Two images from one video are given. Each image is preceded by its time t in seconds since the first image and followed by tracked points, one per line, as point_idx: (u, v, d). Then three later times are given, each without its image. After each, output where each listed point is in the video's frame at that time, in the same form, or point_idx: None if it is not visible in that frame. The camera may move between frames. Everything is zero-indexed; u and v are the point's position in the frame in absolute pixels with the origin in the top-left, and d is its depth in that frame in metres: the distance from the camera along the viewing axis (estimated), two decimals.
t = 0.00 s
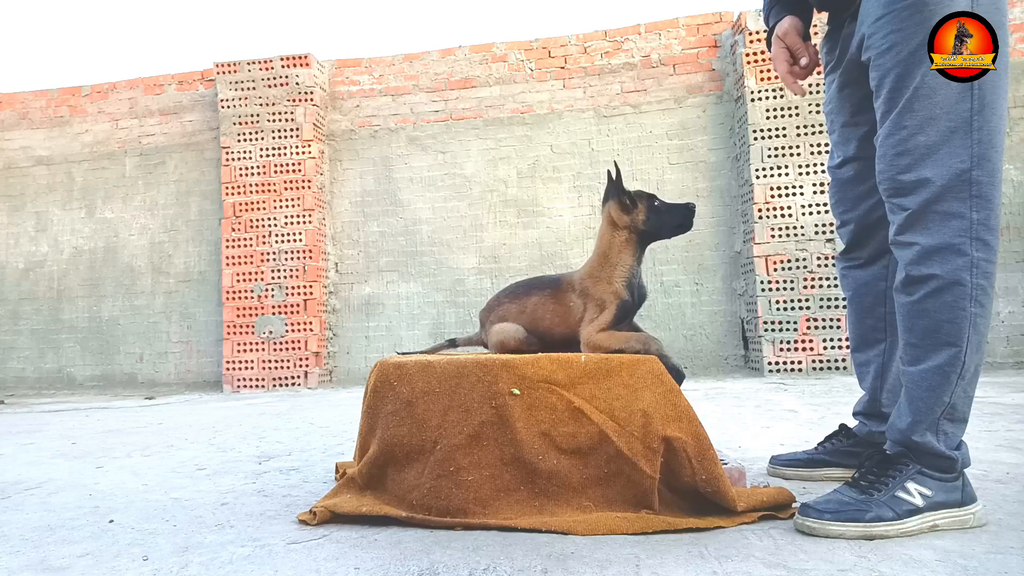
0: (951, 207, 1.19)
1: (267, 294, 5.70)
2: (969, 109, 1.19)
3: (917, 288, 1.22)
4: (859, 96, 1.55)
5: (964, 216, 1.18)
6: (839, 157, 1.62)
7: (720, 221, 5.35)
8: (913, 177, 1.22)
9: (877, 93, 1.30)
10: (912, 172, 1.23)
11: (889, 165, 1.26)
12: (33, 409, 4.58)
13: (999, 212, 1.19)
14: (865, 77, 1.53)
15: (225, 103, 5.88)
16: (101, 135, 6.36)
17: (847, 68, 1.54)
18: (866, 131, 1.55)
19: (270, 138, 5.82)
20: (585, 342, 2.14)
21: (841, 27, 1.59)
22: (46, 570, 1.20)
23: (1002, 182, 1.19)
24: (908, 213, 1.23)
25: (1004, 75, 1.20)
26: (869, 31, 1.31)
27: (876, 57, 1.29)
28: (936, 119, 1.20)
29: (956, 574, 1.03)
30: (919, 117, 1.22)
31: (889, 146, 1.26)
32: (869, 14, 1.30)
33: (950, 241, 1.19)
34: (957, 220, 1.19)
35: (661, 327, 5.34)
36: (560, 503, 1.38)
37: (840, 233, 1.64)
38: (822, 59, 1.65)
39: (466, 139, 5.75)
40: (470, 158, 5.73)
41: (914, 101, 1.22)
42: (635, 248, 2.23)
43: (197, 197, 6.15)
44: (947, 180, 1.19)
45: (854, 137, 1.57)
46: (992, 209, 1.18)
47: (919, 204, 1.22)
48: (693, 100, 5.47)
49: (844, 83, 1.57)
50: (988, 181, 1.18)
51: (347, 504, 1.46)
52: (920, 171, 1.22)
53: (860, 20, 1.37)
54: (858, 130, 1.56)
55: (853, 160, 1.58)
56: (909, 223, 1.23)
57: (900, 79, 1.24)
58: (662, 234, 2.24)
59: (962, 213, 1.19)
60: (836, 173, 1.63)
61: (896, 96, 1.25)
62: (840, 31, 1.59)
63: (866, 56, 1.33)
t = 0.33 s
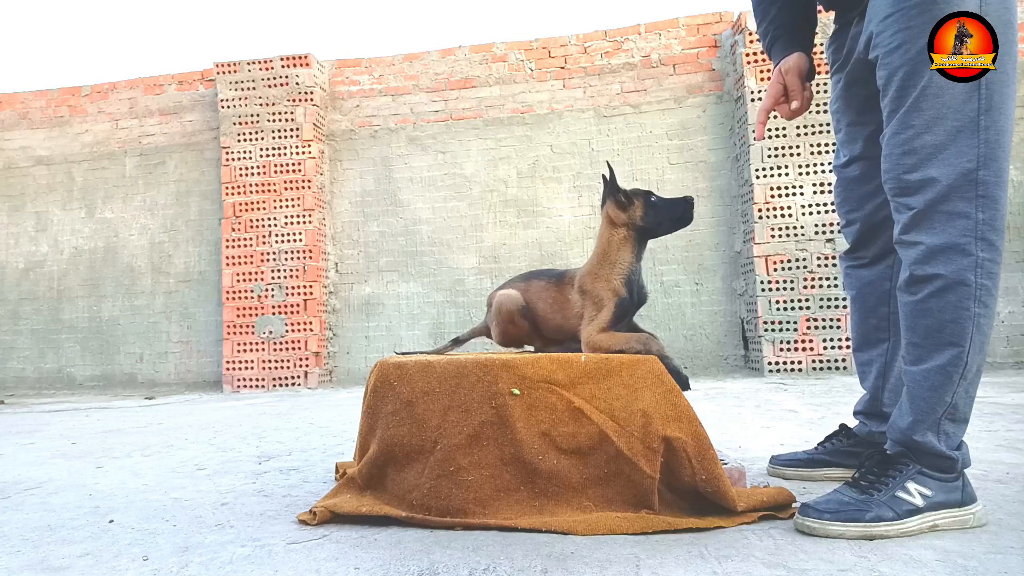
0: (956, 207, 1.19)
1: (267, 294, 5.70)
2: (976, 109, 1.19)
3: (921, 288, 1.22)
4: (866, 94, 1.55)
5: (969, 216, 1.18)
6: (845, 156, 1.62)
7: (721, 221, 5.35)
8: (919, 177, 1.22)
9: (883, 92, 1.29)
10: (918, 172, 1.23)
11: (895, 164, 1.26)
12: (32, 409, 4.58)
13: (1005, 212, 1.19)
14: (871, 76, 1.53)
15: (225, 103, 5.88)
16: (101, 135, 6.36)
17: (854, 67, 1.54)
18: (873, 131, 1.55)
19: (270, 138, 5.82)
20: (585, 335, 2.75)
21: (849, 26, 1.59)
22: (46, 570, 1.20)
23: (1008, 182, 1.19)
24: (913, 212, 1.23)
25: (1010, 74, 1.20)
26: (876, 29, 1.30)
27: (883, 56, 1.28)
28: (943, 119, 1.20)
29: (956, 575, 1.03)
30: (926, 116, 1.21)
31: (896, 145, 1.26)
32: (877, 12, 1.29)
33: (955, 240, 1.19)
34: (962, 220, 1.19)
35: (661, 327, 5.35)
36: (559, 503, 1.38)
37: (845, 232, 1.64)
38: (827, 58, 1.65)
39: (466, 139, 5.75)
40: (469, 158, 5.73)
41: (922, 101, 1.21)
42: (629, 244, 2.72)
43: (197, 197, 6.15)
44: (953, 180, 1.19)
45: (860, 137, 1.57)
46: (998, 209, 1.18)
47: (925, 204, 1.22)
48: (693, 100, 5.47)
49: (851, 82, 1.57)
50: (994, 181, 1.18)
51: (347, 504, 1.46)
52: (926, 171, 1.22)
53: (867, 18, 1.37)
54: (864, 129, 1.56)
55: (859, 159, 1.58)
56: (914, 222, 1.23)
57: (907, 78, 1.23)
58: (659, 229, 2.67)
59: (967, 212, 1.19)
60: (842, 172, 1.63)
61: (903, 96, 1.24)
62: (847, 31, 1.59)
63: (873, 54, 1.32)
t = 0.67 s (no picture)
0: (956, 207, 1.19)
1: (267, 294, 5.70)
2: (976, 109, 1.19)
3: (920, 288, 1.22)
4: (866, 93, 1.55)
5: (969, 216, 1.18)
6: (845, 155, 1.62)
7: (721, 221, 5.35)
8: (919, 177, 1.23)
9: (883, 91, 1.29)
10: (918, 172, 1.23)
11: (894, 164, 1.26)
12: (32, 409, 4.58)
13: (1004, 212, 1.19)
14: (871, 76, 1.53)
15: (225, 103, 5.88)
16: (100, 135, 6.36)
17: (854, 65, 1.54)
18: (872, 130, 1.55)
19: (270, 138, 5.82)
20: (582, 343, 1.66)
21: (847, 25, 1.59)
22: (46, 570, 1.20)
23: (1008, 182, 1.19)
24: (913, 213, 1.23)
25: (1009, 73, 1.20)
26: (876, 28, 1.30)
27: (882, 55, 1.28)
28: (943, 119, 1.20)
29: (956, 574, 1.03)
30: (926, 116, 1.21)
31: (896, 145, 1.26)
32: (877, 10, 1.29)
33: (955, 240, 1.19)
34: (962, 220, 1.19)
35: (661, 327, 5.35)
36: (560, 502, 1.38)
37: (845, 233, 1.64)
38: (826, 57, 1.65)
39: (466, 139, 5.75)
40: (469, 158, 5.73)
41: (921, 100, 1.22)
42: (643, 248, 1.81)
43: (197, 197, 6.15)
44: (954, 180, 1.19)
45: (860, 136, 1.57)
46: (998, 209, 1.18)
47: (925, 203, 1.22)
48: (693, 100, 5.47)
49: (851, 81, 1.56)
50: (994, 181, 1.18)
51: (347, 503, 1.46)
52: (926, 170, 1.22)
53: (866, 17, 1.37)
54: (863, 129, 1.56)
55: (859, 159, 1.58)
56: (914, 222, 1.23)
57: (907, 78, 1.23)
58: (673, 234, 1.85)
59: (967, 213, 1.19)
60: (841, 172, 1.63)
61: (902, 95, 1.24)
62: (846, 29, 1.59)
63: (872, 54, 1.32)
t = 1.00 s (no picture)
0: (958, 207, 1.19)
1: (267, 294, 5.70)
2: (978, 108, 1.19)
3: (921, 289, 1.22)
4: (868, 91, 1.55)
5: (971, 216, 1.18)
6: (845, 155, 1.62)
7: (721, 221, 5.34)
8: (921, 176, 1.22)
9: (884, 90, 1.29)
10: (919, 172, 1.23)
11: (896, 163, 1.26)
12: (32, 409, 4.58)
13: (1006, 213, 1.19)
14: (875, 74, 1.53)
15: (225, 103, 5.88)
16: (100, 135, 6.36)
17: (857, 63, 1.54)
18: (873, 130, 1.55)
19: (270, 138, 5.81)
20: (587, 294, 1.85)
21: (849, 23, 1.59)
22: (46, 570, 1.20)
23: (1009, 183, 1.19)
24: (914, 213, 1.23)
25: (1011, 72, 1.20)
26: (877, 26, 1.29)
27: (883, 54, 1.28)
28: (945, 117, 1.20)
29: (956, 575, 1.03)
30: (928, 115, 1.21)
31: (897, 144, 1.26)
32: (878, 9, 1.29)
33: (956, 241, 1.19)
34: (963, 221, 1.19)
35: (662, 327, 5.35)
36: (560, 503, 1.38)
37: (845, 233, 1.64)
38: (826, 55, 1.66)
39: (466, 139, 5.75)
40: (469, 158, 5.73)
41: (923, 99, 1.22)
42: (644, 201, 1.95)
43: (197, 197, 6.15)
44: (955, 179, 1.19)
45: (861, 135, 1.57)
46: (999, 210, 1.18)
47: (926, 203, 1.22)
48: (693, 100, 5.47)
49: (854, 78, 1.56)
50: (995, 181, 1.18)
51: (347, 504, 1.46)
52: (928, 170, 1.22)
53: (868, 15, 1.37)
54: (864, 129, 1.56)
55: (859, 159, 1.58)
56: (914, 222, 1.23)
57: (908, 77, 1.23)
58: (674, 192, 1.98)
59: (968, 213, 1.19)
60: (841, 172, 1.63)
61: (904, 94, 1.24)
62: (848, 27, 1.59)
63: (874, 52, 1.32)
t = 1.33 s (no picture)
0: (970, 206, 1.19)
1: (267, 294, 5.70)
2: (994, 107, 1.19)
3: (929, 287, 1.22)
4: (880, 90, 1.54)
5: (983, 216, 1.18)
6: (855, 153, 1.62)
7: (721, 221, 5.34)
8: (933, 175, 1.22)
9: (899, 88, 1.29)
10: (932, 170, 1.23)
11: (907, 162, 1.26)
12: (32, 409, 4.58)
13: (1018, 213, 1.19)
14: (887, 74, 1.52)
15: (225, 103, 5.88)
16: (100, 135, 6.36)
17: (869, 62, 1.53)
18: (885, 128, 1.55)
19: (270, 138, 5.81)
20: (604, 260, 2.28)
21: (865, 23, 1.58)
22: (45, 570, 1.20)
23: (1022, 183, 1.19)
24: (925, 211, 1.23)
25: None
26: (894, 24, 1.27)
27: (900, 51, 1.27)
28: (959, 117, 1.20)
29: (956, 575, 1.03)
30: (942, 114, 1.21)
31: (909, 142, 1.26)
32: (895, 6, 1.28)
33: (966, 240, 1.19)
34: (975, 220, 1.19)
35: (662, 327, 5.35)
36: (559, 503, 1.38)
37: (851, 231, 1.65)
38: (838, 53, 1.65)
39: (466, 139, 5.75)
40: (469, 157, 5.73)
41: (938, 98, 1.21)
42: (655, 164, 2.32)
43: (197, 197, 6.15)
44: (968, 178, 1.19)
45: (872, 133, 1.57)
46: (1011, 210, 1.18)
47: (938, 202, 1.22)
48: (694, 100, 5.48)
49: (865, 77, 1.56)
50: (1009, 181, 1.18)
51: (347, 504, 1.46)
52: (940, 169, 1.22)
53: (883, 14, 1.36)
54: (875, 127, 1.56)
55: (868, 157, 1.58)
56: (925, 220, 1.23)
57: (923, 76, 1.23)
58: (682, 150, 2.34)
59: (980, 213, 1.19)
60: (851, 169, 1.63)
61: (919, 93, 1.24)
62: (863, 26, 1.59)
63: (889, 49, 1.31)
